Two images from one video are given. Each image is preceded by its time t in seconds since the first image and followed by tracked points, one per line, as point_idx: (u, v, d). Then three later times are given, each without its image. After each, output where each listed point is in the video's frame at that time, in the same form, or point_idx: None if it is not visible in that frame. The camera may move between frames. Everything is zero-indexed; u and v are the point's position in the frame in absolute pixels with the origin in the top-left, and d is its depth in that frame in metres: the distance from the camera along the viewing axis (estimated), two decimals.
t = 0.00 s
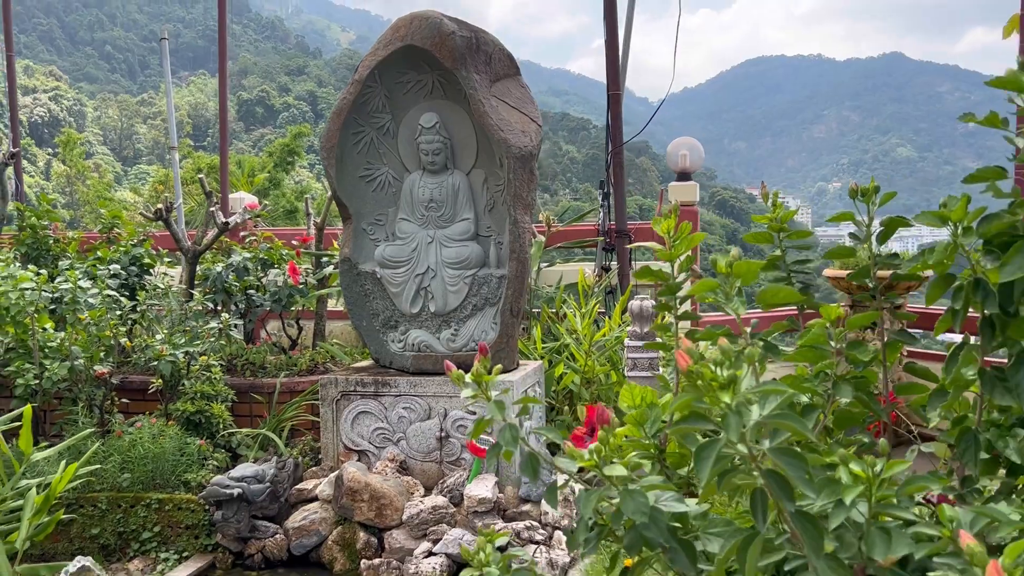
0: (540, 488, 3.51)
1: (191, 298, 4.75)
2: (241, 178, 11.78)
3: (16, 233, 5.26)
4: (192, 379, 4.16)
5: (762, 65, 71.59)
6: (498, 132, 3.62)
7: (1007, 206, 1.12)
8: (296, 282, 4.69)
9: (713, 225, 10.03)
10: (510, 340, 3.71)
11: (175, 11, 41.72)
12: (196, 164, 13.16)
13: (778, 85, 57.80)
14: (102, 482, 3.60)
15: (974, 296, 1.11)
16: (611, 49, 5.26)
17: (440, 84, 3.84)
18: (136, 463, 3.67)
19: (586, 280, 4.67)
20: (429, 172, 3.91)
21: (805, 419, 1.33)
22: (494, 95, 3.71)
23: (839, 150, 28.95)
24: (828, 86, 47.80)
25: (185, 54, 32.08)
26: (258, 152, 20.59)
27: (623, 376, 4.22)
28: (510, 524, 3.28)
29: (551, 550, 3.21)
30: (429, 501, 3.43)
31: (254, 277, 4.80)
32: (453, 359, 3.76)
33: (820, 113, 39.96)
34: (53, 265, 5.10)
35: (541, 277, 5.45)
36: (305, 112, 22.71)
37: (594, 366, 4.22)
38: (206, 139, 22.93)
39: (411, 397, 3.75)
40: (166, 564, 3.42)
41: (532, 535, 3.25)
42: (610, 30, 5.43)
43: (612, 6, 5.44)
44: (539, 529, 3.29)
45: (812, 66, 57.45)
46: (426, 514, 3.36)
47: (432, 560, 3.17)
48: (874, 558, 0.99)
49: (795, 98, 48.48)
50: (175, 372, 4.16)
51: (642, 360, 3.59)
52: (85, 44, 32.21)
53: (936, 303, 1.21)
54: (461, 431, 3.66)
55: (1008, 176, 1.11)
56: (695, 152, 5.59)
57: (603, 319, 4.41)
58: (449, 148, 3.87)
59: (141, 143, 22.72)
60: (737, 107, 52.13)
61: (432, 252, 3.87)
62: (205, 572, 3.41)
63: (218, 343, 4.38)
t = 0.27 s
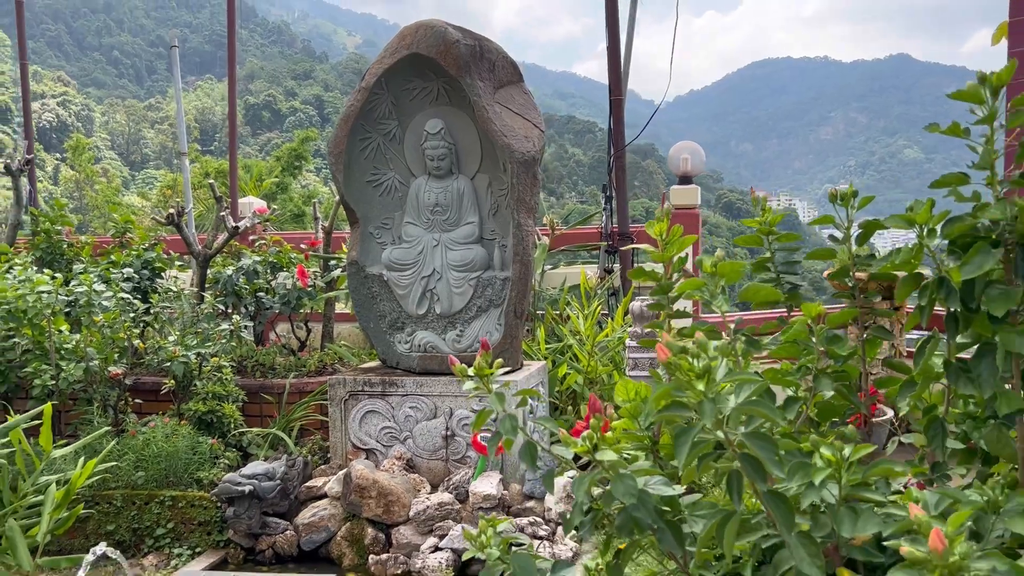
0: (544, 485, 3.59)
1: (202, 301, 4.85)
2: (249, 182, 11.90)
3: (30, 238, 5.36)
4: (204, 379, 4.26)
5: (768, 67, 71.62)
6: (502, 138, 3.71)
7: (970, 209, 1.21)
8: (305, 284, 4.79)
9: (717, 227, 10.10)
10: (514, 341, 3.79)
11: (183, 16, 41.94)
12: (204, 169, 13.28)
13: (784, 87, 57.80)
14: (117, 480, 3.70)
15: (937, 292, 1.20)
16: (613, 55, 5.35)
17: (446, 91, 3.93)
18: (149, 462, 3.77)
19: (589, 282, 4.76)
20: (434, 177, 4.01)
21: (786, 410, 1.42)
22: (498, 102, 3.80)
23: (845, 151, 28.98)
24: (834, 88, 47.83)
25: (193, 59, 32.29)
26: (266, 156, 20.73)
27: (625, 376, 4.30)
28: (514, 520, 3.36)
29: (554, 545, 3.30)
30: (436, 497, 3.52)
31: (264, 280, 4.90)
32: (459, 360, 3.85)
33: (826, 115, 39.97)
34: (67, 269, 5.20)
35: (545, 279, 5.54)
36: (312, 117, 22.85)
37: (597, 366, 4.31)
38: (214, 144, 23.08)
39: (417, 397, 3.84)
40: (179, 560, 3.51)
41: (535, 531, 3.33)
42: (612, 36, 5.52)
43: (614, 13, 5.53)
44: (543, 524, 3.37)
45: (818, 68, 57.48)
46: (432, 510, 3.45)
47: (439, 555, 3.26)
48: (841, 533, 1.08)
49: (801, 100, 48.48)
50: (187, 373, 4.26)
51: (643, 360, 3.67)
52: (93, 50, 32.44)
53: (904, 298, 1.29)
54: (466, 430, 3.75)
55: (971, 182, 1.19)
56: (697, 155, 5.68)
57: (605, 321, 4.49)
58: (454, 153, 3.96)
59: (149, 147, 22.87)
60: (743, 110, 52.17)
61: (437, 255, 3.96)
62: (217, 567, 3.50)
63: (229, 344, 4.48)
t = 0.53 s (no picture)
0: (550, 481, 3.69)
1: (217, 303, 4.97)
2: (261, 186, 12.05)
3: (49, 242, 5.50)
4: (219, 379, 4.38)
5: (777, 68, 71.56)
6: (508, 143, 3.81)
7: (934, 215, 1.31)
8: (316, 286, 4.91)
9: (724, 227, 10.19)
10: (521, 341, 3.89)
11: (193, 20, 42.20)
12: (216, 172, 13.44)
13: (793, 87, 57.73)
14: (136, 476, 3.82)
15: (904, 292, 1.30)
16: (617, 60, 5.44)
17: (453, 98, 4.04)
18: (167, 459, 3.89)
19: (594, 283, 4.85)
20: (443, 182, 4.12)
21: (769, 403, 1.52)
22: (504, 108, 3.90)
23: (854, 152, 28.98)
24: (843, 87, 47.77)
25: (204, 63, 32.54)
26: (276, 159, 20.90)
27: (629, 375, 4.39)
28: (522, 515, 3.46)
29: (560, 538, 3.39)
30: (445, 492, 3.62)
31: (277, 282, 5.03)
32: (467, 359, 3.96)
33: (835, 115, 39.94)
34: (85, 272, 5.34)
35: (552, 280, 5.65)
36: (322, 120, 23.02)
37: (602, 366, 4.40)
38: (225, 147, 23.28)
39: (426, 395, 3.95)
40: (197, 553, 3.63)
41: (543, 525, 3.43)
42: (616, 41, 5.62)
43: (618, 18, 5.63)
44: (549, 519, 3.47)
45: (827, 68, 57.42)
46: (442, 505, 3.55)
47: (449, 548, 3.37)
48: (814, 513, 1.18)
49: (811, 100, 48.44)
50: (203, 373, 4.38)
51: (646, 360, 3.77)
52: (106, 55, 32.75)
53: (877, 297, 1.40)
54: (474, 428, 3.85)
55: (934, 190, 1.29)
56: (701, 158, 5.77)
57: (610, 321, 4.58)
58: (462, 158, 4.07)
59: (161, 151, 23.08)
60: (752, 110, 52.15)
61: (445, 258, 4.07)
62: (233, 560, 3.61)
63: (243, 345, 4.61)
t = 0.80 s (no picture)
0: (562, 478, 3.74)
1: (235, 303, 5.05)
2: (278, 186, 12.16)
3: (71, 243, 5.60)
4: (238, 377, 4.45)
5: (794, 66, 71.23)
6: (521, 145, 3.87)
7: (925, 219, 1.36)
8: (333, 286, 4.98)
9: (738, 226, 10.20)
10: (534, 340, 3.95)
11: (212, 22, 42.50)
12: (234, 173, 13.57)
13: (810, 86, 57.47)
14: (157, 473, 3.91)
15: (896, 292, 1.35)
16: (630, 62, 5.48)
17: (467, 101, 4.10)
18: (188, 455, 3.97)
19: (607, 283, 4.90)
20: (457, 184, 4.18)
21: (770, 400, 1.57)
22: (517, 111, 3.96)
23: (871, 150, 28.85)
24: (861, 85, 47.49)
25: (222, 64, 32.79)
26: (294, 160, 21.05)
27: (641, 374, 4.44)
28: (534, 511, 3.52)
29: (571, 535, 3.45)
30: (459, 489, 3.69)
31: (294, 283, 5.11)
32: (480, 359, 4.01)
33: (852, 114, 39.74)
34: (107, 273, 5.44)
35: (566, 280, 5.70)
36: (339, 120, 23.16)
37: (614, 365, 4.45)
38: (243, 148, 23.45)
39: (441, 394, 4.01)
40: (216, 548, 3.70)
41: (554, 521, 3.48)
42: (629, 42, 5.66)
43: (631, 20, 5.67)
44: (561, 515, 3.52)
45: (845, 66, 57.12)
46: (456, 502, 3.62)
47: (463, 544, 3.44)
48: (808, 505, 1.22)
49: (828, 99, 48.22)
50: (222, 371, 4.46)
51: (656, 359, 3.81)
52: (125, 57, 33.05)
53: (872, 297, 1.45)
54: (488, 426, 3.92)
55: (926, 194, 1.34)
56: (713, 159, 5.81)
57: (623, 320, 4.63)
58: (475, 160, 4.13)
59: (180, 152, 23.29)
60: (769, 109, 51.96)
61: (459, 258, 4.13)
62: (251, 555, 3.69)
63: (262, 344, 4.68)
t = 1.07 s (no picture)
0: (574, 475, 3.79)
1: (256, 301, 5.14)
2: (303, 187, 12.30)
3: (97, 243, 5.73)
4: (257, 374, 4.54)
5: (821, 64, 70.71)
6: (534, 146, 3.92)
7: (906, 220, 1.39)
8: (351, 285, 5.06)
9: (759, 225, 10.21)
10: (547, 339, 3.99)
11: (239, 24, 42.92)
12: (260, 173, 13.73)
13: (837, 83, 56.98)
14: (178, 467, 4.00)
15: (876, 291, 1.40)
16: (645, 62, 5.51)
17: (482, 103, 4.15)
18: (208, 450, 4.06)
19: (622, 283, 4.93)
20: (471, 184, 4.24)
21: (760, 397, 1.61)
22: (531, 112, 4.01)
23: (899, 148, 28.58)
24: (890, 83, 47.00)
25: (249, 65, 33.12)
26: (319, 160, 21.24)
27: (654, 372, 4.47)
28: (546, 508, 3.57)
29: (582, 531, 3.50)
30: (472, 485, 3.75)
31: (313, 282, 5.19)
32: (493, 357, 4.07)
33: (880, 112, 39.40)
34: (131, 271, 5.55)
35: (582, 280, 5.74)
36: (364, 120, 23.33)
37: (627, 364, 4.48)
38: (269, 149, 23.68)
39: (455, 391, 4.07)
40: (235, 541, 3.79)
41: (565, 518, 3.53)
42: (645, 43, 5.68)
43: (646, 21, 5.69)
44: (572, 512, 3.57)
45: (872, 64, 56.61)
46: (469, 497, 3.68)
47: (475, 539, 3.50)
48: (787, 497, 1.26)
49: (855, 97, 47.82)
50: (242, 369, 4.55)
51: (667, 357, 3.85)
52: (154, 58, 33.47)
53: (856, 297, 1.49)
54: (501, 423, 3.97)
55: (907, 196, 1.37)
56: (730, 158, 5.83)
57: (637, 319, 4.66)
58: (489, 161, 4.19)
59: (207, 152, 23.57)
60: (795, 107, 51.59)
61: (474, 258, 4.19)
62: (269, 548, 3.77)
63: (281, 342, 4.77)
